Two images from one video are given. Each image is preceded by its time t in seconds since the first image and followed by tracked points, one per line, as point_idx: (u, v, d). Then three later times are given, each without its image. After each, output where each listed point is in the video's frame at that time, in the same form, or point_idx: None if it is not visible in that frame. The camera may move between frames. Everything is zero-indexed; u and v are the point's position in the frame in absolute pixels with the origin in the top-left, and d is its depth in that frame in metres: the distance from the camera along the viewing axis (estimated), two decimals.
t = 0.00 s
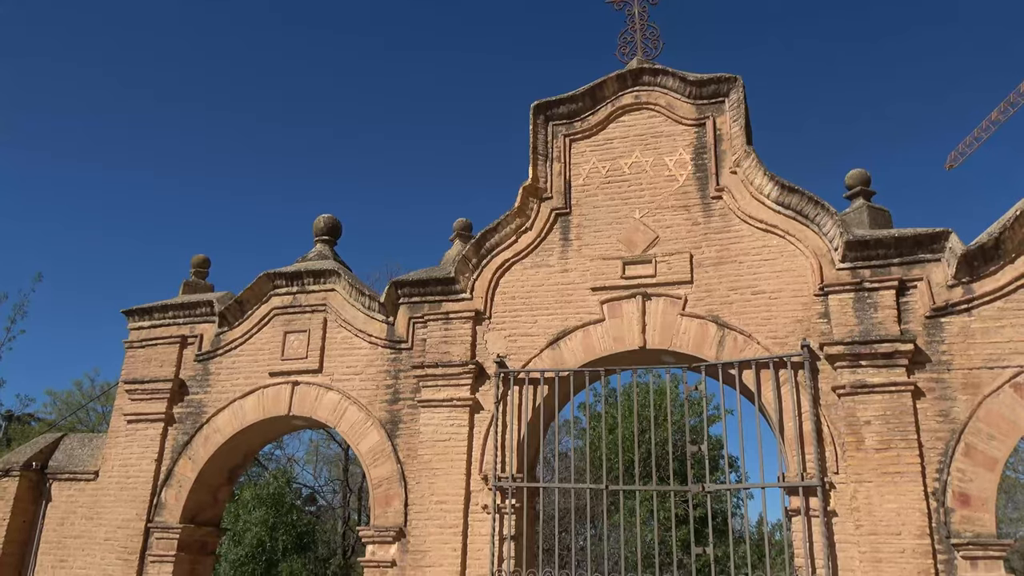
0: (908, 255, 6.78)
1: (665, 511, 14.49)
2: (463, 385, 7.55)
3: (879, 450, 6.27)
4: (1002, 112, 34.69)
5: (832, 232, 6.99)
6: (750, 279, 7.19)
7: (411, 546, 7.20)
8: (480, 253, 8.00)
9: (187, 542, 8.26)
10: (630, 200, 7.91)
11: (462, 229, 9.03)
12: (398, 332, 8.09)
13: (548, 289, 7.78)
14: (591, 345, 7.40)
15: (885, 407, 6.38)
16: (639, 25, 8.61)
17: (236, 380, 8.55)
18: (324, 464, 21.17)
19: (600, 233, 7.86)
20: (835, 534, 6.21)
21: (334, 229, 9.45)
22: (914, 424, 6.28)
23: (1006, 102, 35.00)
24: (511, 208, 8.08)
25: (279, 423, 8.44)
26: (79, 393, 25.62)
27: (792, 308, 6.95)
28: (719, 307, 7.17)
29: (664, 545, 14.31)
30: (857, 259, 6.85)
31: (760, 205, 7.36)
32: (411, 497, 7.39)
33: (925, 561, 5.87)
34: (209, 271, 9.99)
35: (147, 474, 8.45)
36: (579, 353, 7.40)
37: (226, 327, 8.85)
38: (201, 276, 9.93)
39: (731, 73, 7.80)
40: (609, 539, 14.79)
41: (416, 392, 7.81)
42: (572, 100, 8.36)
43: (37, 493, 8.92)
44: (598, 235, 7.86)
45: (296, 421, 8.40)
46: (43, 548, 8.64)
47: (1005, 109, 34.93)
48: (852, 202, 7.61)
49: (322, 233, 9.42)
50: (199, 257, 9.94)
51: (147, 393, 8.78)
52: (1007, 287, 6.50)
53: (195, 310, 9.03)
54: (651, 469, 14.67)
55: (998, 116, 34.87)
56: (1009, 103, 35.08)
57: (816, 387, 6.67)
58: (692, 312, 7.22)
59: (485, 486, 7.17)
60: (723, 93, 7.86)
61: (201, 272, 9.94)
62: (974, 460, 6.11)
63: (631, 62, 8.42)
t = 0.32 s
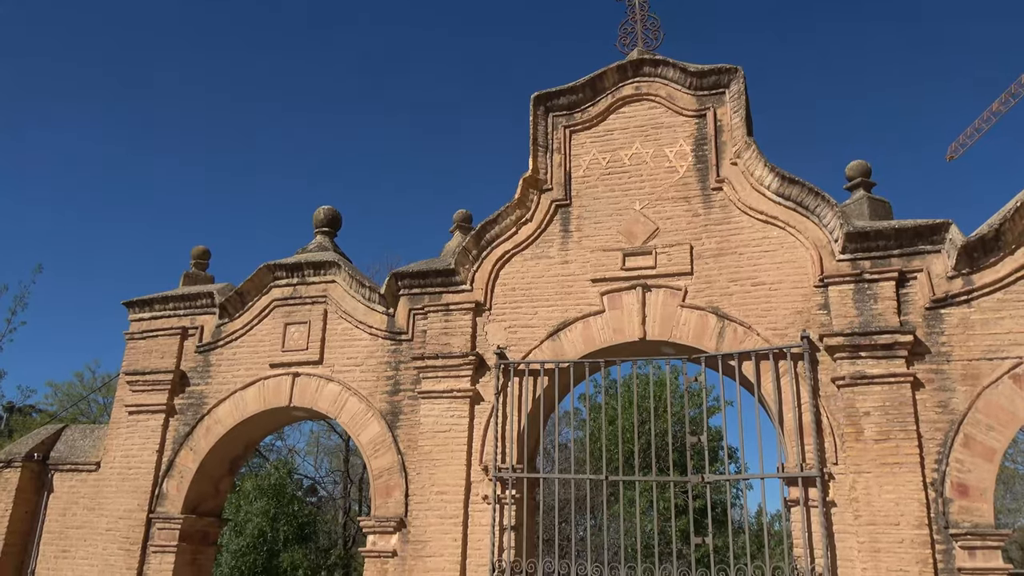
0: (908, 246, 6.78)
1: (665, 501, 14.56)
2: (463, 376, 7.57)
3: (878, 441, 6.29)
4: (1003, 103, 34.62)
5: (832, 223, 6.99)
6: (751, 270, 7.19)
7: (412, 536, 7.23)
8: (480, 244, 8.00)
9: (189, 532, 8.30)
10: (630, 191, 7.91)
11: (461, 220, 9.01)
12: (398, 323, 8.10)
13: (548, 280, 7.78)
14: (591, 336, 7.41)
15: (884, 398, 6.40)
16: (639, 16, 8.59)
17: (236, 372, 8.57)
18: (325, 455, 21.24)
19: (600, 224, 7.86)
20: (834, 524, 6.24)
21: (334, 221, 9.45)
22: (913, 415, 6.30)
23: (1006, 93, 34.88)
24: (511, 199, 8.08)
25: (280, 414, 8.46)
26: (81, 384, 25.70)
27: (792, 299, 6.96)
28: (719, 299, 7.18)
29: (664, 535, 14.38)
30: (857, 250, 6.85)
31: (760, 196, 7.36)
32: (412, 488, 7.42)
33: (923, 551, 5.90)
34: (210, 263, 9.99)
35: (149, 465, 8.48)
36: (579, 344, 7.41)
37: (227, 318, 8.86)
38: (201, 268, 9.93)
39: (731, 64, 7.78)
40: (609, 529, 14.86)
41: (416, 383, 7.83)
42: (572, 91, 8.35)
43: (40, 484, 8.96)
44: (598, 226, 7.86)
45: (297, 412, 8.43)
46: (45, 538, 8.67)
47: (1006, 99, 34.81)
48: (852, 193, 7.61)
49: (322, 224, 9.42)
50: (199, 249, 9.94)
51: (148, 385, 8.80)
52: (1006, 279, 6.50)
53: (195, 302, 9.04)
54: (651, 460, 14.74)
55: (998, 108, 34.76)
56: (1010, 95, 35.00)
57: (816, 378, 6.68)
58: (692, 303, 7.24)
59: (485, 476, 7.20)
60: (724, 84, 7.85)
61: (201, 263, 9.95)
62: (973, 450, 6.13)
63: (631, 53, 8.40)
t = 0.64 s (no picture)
0: (908, 236, 6.78)
1: (665, 491, 14.62)
2: (463, 366, 7.58)
3: (877, 431, 6.31)
4: (1004, 92, 34.50)
5: (832, 214, 6.99)
6: (750, 261, 7.19)
7: (412, 526, 7.26)
8: (481, 235, 8.00)
9: (190, 522, 8.33)
10: (630, 182, 7.91)
11: (462, 211, 9.00)
12: (398, 314, 8.11)
13: (548, 271, 7.79)
14: (591, 327, 7.42)
15: (884, 388, 6.41)
16: (639, 6, 8.56)
17: (237, 362, 8.59)
18: (326, 445, 21.29)
19: (600, 215, 7.86)
20: (832, 513, 6.27)
21: (334, 211, 9.44)
22: (912, 405, 6.32)
23: (1006, 83, 34.76)
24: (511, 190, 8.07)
25: (281, 404, 8.48)
26: (83, 375, 25.75)
27: (792, 290, 6.97)
28: (719, 289, 7.18)
29: (664, 524, 14.44)
30: (857, 241, 6.86)
31: (760, 186, 7.35)
32: (413, 478, 7.44)
33: (921, 540, 5.93)
34: (210, 254, 9.99)
35: (150, 456, 8.51)
36: (579, 335, 7.42)
37: (227, 309, 8.87)
38: (201, 259, 9.93)
39: (732, 54, 7.76)
40: (609, 518, 14.93)
41: (417, 374, 7.85)
42: (572, 81, 8.32)
43: (42, 474, 8.99)
44: (598, 217, 7.86)
45: (297, 403, 8.44)
46: (48, 528, 8.71)
47: (1007, 88, 34.66)
48: (853, 184, 7.60)
49: (322, 215, 9.42)
50: (199, 239, 9.94)
51: (149, 375, 8.82)
52: (1006, 269, 6.50)
53: (195, 293, 9.05)
54: (651, 450, 14.78)
55: (998, 98, 34.62)
56: (1011, 84, 34.89)
57: (816, 368, 6.70)
58: (692, 294, 7.24)
59: (486, 466, 7.23)
60: (724, 74, 7.83)
61: (201, 254, 9.94)
62: (971, 440, 6.15)
63: (631, 43, 8.37)
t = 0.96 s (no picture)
0: (908, 226, 6.78)
1: (665, 480, 14.67)
2: (463, 356, 7.60)
3: (877, 420, 6.33)
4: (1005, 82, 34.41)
5: (832, 203, 6.98)
6: (751, 251, 7.19)
7: (413, 514, 7.29)
8: (481, 225, 8.00)
9: (192, 511, 8.37)
10: (630, 171, 7.89)
11: (462, 201, 8.99)
12: (398, 304, 8.12)
13: (549, 260, 7.79)
14: (591, 316, 7.43)
15: (883, 377, 6.43)
16: None
17: (237, 352, 8.60)
18: (327, 434, 21.33)
19: (600, 205, 7.85)
20: (831, 502, 6.30)
21: (334, 201, 9.43)
22: (912, 394, 6.33)
23: (1006, 72, 34.61)
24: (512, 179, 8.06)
25: (282, 394, 8.50)
26: (83, 365, 25.79)
27: (792, 279, 6.97)
28: (719, 279, 7.18)
29: (664, 513, 14.50)
30: (857, 230, 6.85)
31: (761, 176, 7.34)
32: (413, 467, 7.47)
33: (920, 529, 5.96)
34: (210, 244, 9.99)
35: (152, 445, 8.54)
36: (579, 325, 7.43)
37: (227, 299, 8.88)
38: (202, 249, 9.93)
39: (733, 43, 7.73)
40: (609, 507, 14.98)
41: (417, 363, 7.87)
42: (572, 70, 8.30)
43: (44, 463, 9.03)
44: (598, 206, 7.86)
45: (298, 392, 8.46)
46: (50, 517, 8.75)
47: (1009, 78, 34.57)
48: (853, 173, 7.58)
49: (322, 205, 9.41)
50: (199, 229, 9.93)
51: (150, 365, 8.83)
52: (1006, 259, 6.50)
53: (195, 283, 9.06)
54: (651, 439, 14.82)
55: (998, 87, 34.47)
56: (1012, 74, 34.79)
57: (815, 357, 6.71)
58: (692, 284, 7.24)
59: (486, 456, 7.25)
60: (725, 63, 7.80)
61: (201, 244, 9.94)
62: (970, 429, 6.17)
63: (632, 32, 8.34)
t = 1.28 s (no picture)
0: (908, 214, 6.78)
1: (665, 468, 14.72)
2: (463, 344, 7.61)
3: (876, 408, 6.35)
4: (1007, 70, 34.28)
5: (832, 192, 6.98)
6: (751, 239, 7.19)
7: (414, 502, 7.32)
8: (481, 213, 8.00)
9: (193, 499, 8.40)
10: (630, 160, 7.88)
11: (462, 189, 8.97)
12: (398, 292, 8.12)
13: (549, 249, 7.79)
14: (591, 305, 7.44)
15: (883, 365, 6.44)
16: None
17: (238, 341, 8.61)
18: (327, 423, 21.37)
19: (600, 193, 7.84)
20: (830, 489, 6.33)
21: (334, 189, 9.42)
22: (911, 383, 6.35)
23: (1008, 61, 34.49)
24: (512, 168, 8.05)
25: (282, 382, 8.52)
26: (84, 354, 25.81)
27: (792, 267, 6.97)
28: (719, 267, 7.19)
29: (664, 501, 14.55)
30: (857, 219, 6.85)
31: (761, 164, 7.34)
32: (414, 455, 7.50)
33: (918, 516, 5.99)
34: (210, 233, 9.98)
35: (153, 434, 8.57)
36: (579, 313, 7.44)
37: (228, 288, 8.89)
38: (201, 238, 9.93)
39: (734, 31, 7.71)
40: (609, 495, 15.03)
41: (418, 352, 7.88)
42: (572, 58, 8.27)
43: (45, 452, 9.06)
44: (598, 195, 7.85)
45: (298, 381, 8.48)
46: (51, 505, 8.79)
47: (1010, 66, 34.44)
48: (854, 161, 7.57)
49: (322, 193, 9.39)
50: (199, 218, 9.92)
51: (150, 354, 8.85)
52: (1006, 247, 6.50)
53: (196, 272, 9.06)
54: (651, 428, 14.87)
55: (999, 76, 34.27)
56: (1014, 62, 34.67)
57: (815, 345, 6.72)
58: (692, 272, 7.25)
59: (486, 444, 7.28)
60: (726, 51, 7.77)
61: (201, 233, 9.93)
62: (969, 417, 6.19)
63: (632, 20, 8.30)
